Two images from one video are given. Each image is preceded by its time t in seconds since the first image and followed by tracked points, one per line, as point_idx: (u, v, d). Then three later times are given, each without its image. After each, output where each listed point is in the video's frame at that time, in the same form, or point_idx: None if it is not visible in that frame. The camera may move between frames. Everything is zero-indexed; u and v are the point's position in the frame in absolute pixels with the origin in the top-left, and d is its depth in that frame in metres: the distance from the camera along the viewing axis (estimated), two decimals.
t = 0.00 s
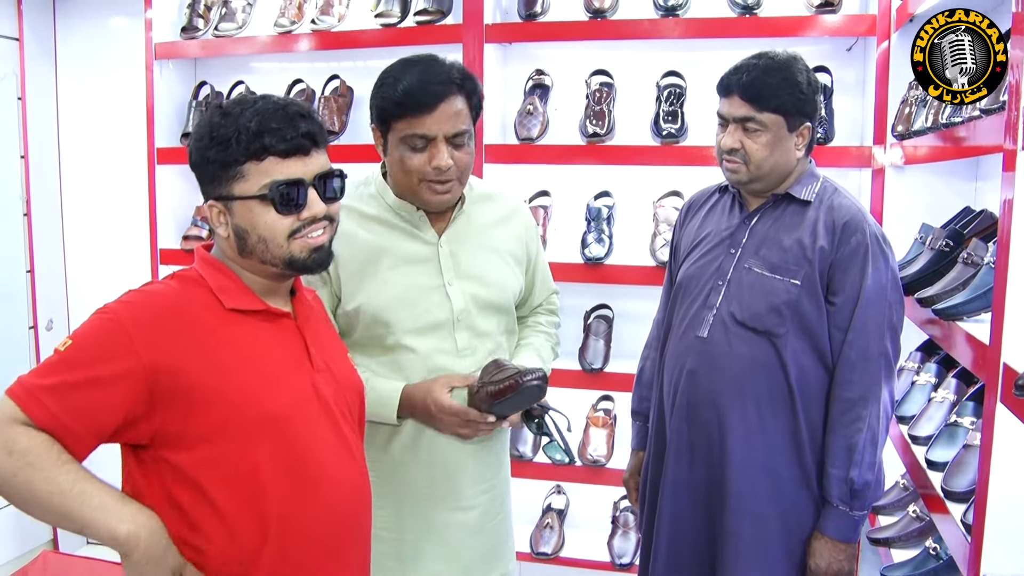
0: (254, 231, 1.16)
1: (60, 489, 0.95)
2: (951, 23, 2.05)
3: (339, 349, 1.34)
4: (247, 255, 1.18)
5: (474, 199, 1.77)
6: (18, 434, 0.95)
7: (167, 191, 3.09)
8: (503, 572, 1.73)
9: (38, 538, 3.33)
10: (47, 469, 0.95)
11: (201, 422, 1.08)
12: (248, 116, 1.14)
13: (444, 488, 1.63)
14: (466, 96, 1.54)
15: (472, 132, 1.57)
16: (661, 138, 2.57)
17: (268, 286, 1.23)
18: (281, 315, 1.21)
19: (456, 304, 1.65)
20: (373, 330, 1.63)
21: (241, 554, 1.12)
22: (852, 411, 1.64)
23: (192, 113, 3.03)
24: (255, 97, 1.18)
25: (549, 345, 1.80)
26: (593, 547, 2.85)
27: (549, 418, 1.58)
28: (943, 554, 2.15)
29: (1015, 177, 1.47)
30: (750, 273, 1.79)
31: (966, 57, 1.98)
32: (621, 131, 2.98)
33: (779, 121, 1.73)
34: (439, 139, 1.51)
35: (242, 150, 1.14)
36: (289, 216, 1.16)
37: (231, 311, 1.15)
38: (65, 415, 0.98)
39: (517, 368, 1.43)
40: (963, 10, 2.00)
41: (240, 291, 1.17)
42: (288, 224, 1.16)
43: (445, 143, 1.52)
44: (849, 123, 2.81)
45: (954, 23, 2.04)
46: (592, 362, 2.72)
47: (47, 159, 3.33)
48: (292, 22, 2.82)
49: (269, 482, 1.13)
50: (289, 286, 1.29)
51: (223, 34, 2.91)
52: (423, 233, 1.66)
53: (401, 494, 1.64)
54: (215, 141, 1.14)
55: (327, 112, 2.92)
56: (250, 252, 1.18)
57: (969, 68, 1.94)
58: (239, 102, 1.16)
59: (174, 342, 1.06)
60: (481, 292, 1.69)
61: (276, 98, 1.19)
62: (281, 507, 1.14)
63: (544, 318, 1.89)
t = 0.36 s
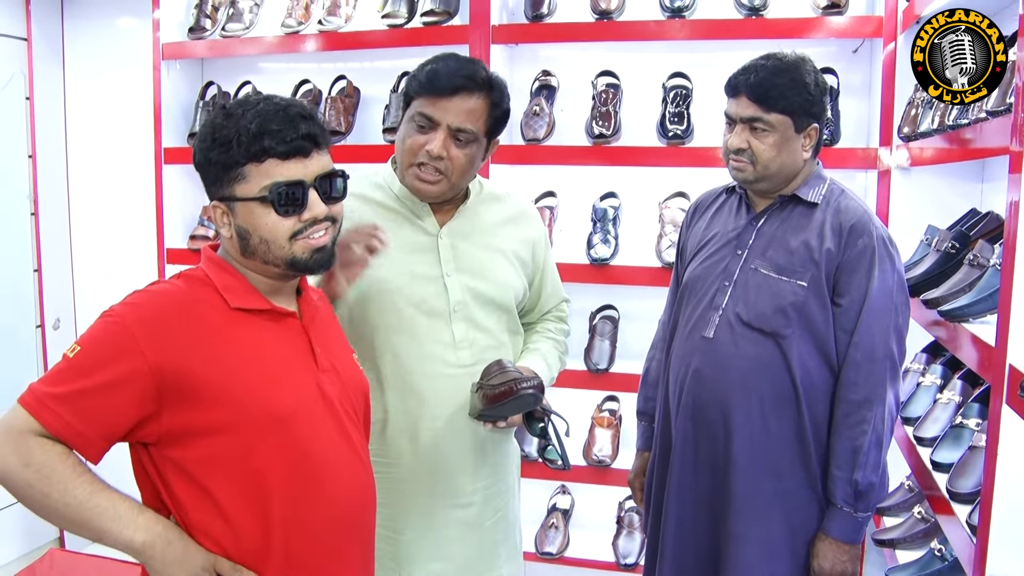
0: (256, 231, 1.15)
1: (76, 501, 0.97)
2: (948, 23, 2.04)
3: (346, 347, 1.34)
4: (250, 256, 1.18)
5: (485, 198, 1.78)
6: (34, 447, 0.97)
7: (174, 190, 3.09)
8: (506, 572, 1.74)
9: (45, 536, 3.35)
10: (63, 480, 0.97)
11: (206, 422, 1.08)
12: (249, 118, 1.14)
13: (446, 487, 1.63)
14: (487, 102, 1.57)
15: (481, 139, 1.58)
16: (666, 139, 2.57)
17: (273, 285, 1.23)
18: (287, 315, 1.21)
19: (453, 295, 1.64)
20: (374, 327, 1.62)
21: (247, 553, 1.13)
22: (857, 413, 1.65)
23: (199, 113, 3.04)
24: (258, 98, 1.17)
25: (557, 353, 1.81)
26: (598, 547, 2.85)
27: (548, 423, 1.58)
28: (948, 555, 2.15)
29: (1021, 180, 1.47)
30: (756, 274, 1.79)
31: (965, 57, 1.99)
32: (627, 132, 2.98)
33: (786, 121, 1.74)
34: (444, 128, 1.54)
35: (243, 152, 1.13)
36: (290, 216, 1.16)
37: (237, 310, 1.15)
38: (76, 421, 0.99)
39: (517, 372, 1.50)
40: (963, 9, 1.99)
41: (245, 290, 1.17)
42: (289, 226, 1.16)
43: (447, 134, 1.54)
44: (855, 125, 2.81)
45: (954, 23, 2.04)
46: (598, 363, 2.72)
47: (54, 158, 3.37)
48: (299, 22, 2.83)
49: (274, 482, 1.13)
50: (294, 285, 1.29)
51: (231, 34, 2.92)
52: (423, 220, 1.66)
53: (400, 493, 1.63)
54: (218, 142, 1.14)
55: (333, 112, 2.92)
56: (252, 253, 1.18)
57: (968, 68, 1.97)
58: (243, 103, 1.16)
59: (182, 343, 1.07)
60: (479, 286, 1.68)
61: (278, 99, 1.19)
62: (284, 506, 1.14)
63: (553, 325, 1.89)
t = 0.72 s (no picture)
0: (257, 232, 1.15)
1: (81, 503, 0.96)
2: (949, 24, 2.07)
3: (350, 347, 1.35)
4: (252, 256, 1.18)
5: (489, 200, 1.78)
6: (40, 449, 0.97)
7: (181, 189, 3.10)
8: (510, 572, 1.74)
9: (51, 533, 3.36)
10: (68, 482, 0.96)
11: (210, 421, 1.08)
12: (252, 119, 1.13)
13: (450, 488, 1.63)
14: (492, 106, 1.57)
15: (486, 143, 1.59)
16: (672, 140, 2.57)
17: (276, 284, 1.23)
18: (291, 314, 1.21)
19: (458, 301, 1.64)
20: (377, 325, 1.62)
21: (251, 553, 1.13)
22: (863, 415, 1.64)
23: (205, 112, 3.05)
24: (263, 98, 1.17)
25: (562, 350, 1.82)
26: (602, 547, 2.85)
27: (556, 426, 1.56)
28: (953, 557, 2.14)
29: None
30: (762, 275, 1.79)
31: (965, 57, 2.00)
32: (633, 131, 2.98)
33: (796, 123, 1.73)
34: (450, 133, 1.54)
35: (245, 153, 1.13)
36: (291, 218, 1.15)
37: (240, 309, 1.15)
38: (81, 421, 0.99)
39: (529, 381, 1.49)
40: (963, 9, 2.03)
41: (248, 290, 1.16)
42: (291, 228, 1.15)
43: (453, 138, 1.54)
44: (862, 126, 2.80)
45: (953, 23, 2.06)
46: (603, 363, 2.72)
47: (61, 157, 3.39)
48: (306, 22, 2.83)
49: (278, 482, 1.13)
50: (299, 284, 1.29)
51: (237, 33, 2.93)
52: (428, 226, 1.66)
53: (402, 492, 1.63)
54: (221, 141, 1.14)
55: (339, 112, 2.93)
56: (254, 253, 1.18)
57: (968, 68, 1.98)
58: (247, 102, 1.16)
59: (188, 342, 1.07)
60: (486, 290, 1.69)
61: (282, 99, 1.18)
62: (288, 507, 1.14)
63: (557, 323, 1.90)
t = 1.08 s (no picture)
0: (257, 233, 1.15)
1: (82, 505, 0.96)
2: (948, 24, 2.07)
3: (353, 347, 1.34)
4: (252, 257, 1.18)
5: (493, 206, 1.78)
6: (43, 451, 0.97)
7: (185, 189, 3.10)
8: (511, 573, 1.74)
9: (55, 531, 3.37)
10: (69, 484, 0.97)
11: (212, 422, 1.08)
12: (252, 121, 1.13)
13: (450, 489, 1.63)
14: (491, 120, 1.56)
15: (485, 157, 1.57)
16: (676, 140, 2.57)
17: (278, 284, 1.23)
18: (293, 314, 1.21)
19: (459, 312, 1.64)
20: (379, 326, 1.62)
21: (253, 553, 1.13)
22: (866, 417, 1.64)
23: (210, 112, 3.05)
24: (263, 99, 1.17)
25: (558, 358, 1.81)
26: (605, 548, 2.85)
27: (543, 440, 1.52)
28: (957, 559, 2.16)
29: None
30: (765, 277, 1.79)
31: (965, 57, 2.01)
32: (636, 132, 2.98)
33: (807, 127, 1.74)
34: (446, 147, 1.53)
35: (244, 154, 1.13)
36: (291, 220, 1.15)
37: (240, 308, 1.14)
38: (82, 421, 1.00)
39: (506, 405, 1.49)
40: (963, 9, 2.02)
41: (249, 289, 1.16)
42: (291, 229, 1.15)
43: (450, 153, 1.53)
44: (866, 126, 2.80)
45: (954, 23, 2.06)
46: (606, 364, 2.72)
47: (66, 157, 3.40)
48: (310, 22, 2.84)
49: (279, 483, 1.13)
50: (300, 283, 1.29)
51: (241, 33, 2.93)
52: (430, 237, 1.65)
53: (404, 492, 1.63)
54: (221, 142, 1.14)
55: (343, 112, 2.93)
56: (254, 253, 1.18)
57: (968, 68, 1.99)
58: (248, 103, 1.16)
59: (188, 343, 1.07)
60: (486, 301, 1.69)
61: (282, 100, 1.18)
62: (290, 507, 1.14)
63: (555, 327, 1.89)
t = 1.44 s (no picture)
0: (256, 235, 1.15)
1: (86, 509, 0.96)
2: (948, 25, 2.08)
3: (356, 347, 1.34)
4: (252, 258, 1.18)
5: (501, 219, 1.78)
6: (46, 455, 0.97)
7: (187, 189, 3.10)
8: None
9: (57, 532, 3.37)
10: (72, 488, 0.96)
11: (215, 422, 1.08)
12: (251, 122, 1.13)
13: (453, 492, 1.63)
14: (503, 138, 1.55)
15: (494, 174, 1.57)
16: (678, 140, 2.57)
17: (278, 285, 1.23)
18: (293, 314, 1.21)
19: (458, 328, 1.64)
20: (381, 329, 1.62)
21: (254, 554, 1.13)
22: (871, 418, 1.64)
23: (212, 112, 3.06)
24: (263, 101, 1.16)
25: (557, 373, 1.81)
26: (607, 548, 2.85)
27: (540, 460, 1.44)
28: (960, 559, 2.16)
29: None
30: (768, 277, 1.79)
31: (965, 57, 2.01)
32: (638, 132, 2.98)
33: (823, 132, 1.74)
34: (454, 162, 1.52)
35: (243, 155, 1.13)
36: (290, 221, 1.15)
37: (242, 309, 1.15)
38: (86, 423, 0.99)
39: (501, 430, 1.44)
40: (963, 9, 2.02)
41: (250, 289, 1.16)
42: (289, 231, 1.15)
43: (457, 168, 1.53)
44: (868, 126, 2.80)
45: (954, 23, 2.06)
46: (608, 364, 2.72)
47: (68, 157, 3.40)
48: (312, 21, 2.84)
49: (281, 484, 1.13)
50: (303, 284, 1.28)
51: (244, 33, 2.94)
52: (436, 249, 1.66)
53: (407, 493, 1.63)
54: (222, 142, 1.14)
55: (345, 112, 2.93)
56: (253, 254, 1.17)
57: (968, 68, 2.00)
58: (249, 103, 1.16)
59: (191, 344, 1.07)
60: (483, 316, 1.68)
61: (283, 102, 1.17)
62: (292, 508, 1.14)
63: (557, 340, 1.90)
